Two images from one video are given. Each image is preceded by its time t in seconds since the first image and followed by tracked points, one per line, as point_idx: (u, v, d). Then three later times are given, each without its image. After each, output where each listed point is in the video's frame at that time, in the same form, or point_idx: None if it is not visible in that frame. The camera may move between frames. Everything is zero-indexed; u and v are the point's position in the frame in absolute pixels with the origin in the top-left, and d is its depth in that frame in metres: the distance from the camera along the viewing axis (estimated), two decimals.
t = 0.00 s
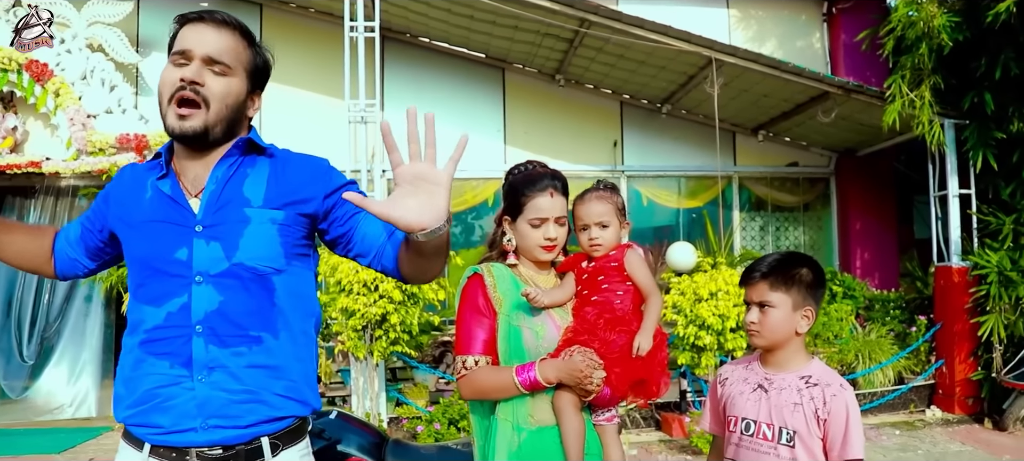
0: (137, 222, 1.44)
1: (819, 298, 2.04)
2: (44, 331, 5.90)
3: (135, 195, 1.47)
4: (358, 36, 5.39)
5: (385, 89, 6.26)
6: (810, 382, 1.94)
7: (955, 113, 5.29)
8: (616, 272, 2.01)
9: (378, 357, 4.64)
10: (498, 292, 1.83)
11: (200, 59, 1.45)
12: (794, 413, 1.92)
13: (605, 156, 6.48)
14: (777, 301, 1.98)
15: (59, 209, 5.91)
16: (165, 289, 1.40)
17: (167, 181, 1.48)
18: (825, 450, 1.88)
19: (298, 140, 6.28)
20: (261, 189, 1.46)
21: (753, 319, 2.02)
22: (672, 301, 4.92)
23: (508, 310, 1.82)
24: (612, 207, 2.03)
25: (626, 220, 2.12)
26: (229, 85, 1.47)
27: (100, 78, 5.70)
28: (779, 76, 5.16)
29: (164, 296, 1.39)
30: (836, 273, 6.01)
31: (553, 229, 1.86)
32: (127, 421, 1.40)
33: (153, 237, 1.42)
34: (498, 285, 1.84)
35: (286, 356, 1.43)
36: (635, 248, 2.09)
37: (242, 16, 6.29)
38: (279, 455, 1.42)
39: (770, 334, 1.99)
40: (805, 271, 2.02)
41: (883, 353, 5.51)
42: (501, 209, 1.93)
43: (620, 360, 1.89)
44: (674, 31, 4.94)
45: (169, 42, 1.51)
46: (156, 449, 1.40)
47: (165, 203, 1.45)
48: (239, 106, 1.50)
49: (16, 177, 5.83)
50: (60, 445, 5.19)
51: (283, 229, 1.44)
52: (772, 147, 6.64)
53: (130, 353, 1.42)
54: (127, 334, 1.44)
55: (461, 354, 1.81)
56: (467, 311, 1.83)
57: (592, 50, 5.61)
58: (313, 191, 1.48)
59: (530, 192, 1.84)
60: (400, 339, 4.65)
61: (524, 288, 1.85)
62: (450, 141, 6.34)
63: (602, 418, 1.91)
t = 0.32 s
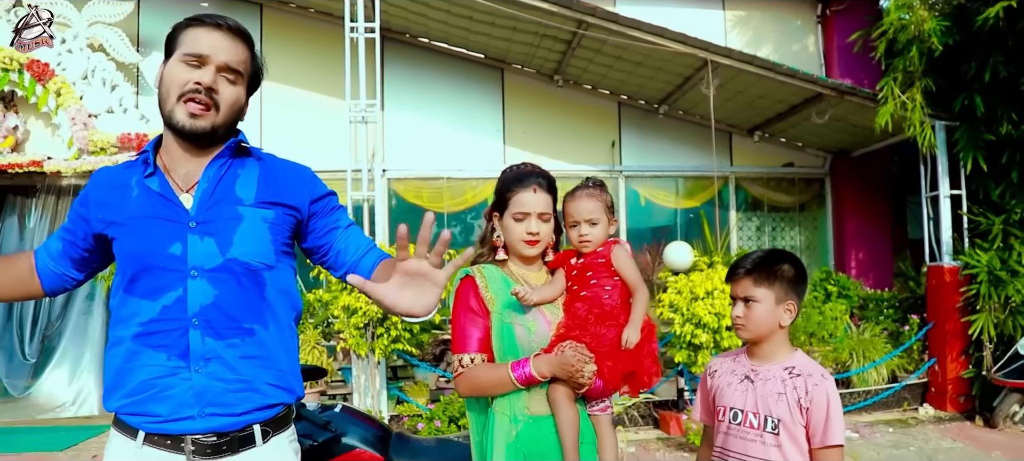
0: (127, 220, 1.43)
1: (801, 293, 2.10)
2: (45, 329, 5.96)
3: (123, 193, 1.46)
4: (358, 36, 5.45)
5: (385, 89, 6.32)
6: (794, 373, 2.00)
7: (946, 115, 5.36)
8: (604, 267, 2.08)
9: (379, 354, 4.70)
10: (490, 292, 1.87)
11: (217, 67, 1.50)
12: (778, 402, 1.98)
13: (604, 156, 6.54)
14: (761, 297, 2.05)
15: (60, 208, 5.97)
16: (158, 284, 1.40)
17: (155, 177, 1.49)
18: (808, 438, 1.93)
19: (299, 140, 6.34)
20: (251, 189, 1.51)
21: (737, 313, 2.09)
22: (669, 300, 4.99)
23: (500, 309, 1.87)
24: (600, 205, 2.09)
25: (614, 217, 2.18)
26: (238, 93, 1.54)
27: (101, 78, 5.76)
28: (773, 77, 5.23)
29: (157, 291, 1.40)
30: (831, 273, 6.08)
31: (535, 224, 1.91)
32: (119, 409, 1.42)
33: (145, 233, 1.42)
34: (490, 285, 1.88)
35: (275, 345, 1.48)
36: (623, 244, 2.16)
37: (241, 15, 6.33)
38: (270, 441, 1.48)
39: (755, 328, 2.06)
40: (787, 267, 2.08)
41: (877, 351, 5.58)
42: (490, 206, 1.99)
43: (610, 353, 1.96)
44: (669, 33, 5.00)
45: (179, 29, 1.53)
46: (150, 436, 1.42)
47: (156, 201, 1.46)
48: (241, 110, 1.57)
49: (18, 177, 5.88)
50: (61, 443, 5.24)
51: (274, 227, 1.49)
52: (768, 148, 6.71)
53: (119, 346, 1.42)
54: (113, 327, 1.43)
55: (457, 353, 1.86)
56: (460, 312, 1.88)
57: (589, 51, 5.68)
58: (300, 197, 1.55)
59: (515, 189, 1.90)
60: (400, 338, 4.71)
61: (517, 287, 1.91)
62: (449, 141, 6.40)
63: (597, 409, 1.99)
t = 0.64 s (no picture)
0: (145, 212, 1.46)
1: (783, 282, 2.18)
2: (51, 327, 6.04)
3: (138, 188, 1.49)
4: (362, 37, 5.54)
5: (387, 90, 6.40)
6: (777, 359, 2.08)
7: (939, 116, 5.45)
8: (596, 260, 2.10)
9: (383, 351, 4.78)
10: (489, 285, 1.97)
11: (245, 74, 1.57)
12: (762, 387, 2.06)
13: (603, 157, 6.62)
14: (746, 286, 2.12)
15: (65, 207, 6.02)
16: (180, 272, 1.45)
17: (168, 173, 1.53)
18: (792, 420, 2.01)
19: (301, 141, 6.41)
20: (263, 185, 1.58)
21: (724, 302, 2.16)
22: (665, 299, 5.06)
23: (499, 300, 1.96)
24: (590, 200, 2.12)
25: (606, 210, 2.19)
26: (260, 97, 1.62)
27: (107, 78, 5.83)
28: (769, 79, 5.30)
29: (179, 279, 1.45)
30: (827, 273, 6.15)
31: (519, 217, 1.99)
32: (138, 393, 1.46)
33: (167, 224, 1.46)
34: (488, 279, 1.98)
35: (283, 330, 1.55)
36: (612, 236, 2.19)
37: (244, 15, 6.39)
38: (278, 420, 1.54)
39: (740, 317, 2.13)
40: (770, 258, 2.16)
41: (872, 350, 5.66)
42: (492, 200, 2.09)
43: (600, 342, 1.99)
44: (667, 34, 5.08)
45: (200, 31, 1.56)
46: (168, 418, 1.45)
47: (171, 195, 1.49)
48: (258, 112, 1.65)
49: (24, 176, 5.96)
50: (67, 441, 5.32)
51: (285, 220, 1.56)
52: (765, 149, 6.78)
53: (138, 332, 1.45)
54: (129, 314, 1.46)
55: (461, 343, 1.97)
56: (463, 305, 1.98)
57: (589, 53, 5.75)
58: (303, 197, 1.63)
59: (505, 186, 2.01)
60: (404, 335, 4.79)
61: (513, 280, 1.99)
62: (450, 141, 6.48)
63: (593, 396, 2.06)
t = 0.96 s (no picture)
0: (185, 203, 1.55)
1: (773, 273, 2.27)
2: (59, 321, 6.12)
3: (176, 181, 1.57)
4: (367, 39, 5.62)
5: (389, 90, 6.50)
6: (766, 344, 2.18)
7: (934, 117, 5.54)
8: (596, 252, 2.17)
9: (386, 346, 4.87)
10: (493, 274, 2.09)
11: (280, 75, 1.70)
12: (752, 370, 2.15)
13: (602, 156, 6.72)
14: (737, 276, 2.20)
15: (73, 204, 6.11)
16: (218, 260, 1.55)
17: (203, 167, 1.62)
18: (781, 403, 2.11)
19: (305, 140, 6.50)
20: (287, 181, 1.70)
21: (716, 291, 2.25)
22: (662, 296, 5.16)
23: (501, 289, 2.09)
24: (592, 194, 2.21)
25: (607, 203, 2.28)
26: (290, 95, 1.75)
27: (116, 78, 5.92)
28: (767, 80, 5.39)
29: (218, 266, 1.55)
30: (823, 271, 6.25)
31: (524, 209, 2.10)
32: (172, 371, 1.54)
33: (207, 215, 1.56)
34: (493, 268, 2.10)
35: (304, 315, 1.68)
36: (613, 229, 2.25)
37: (250, 16, 6.50)
38: (296, 395, 1.65)
39: (732, 304, 2.23)
40: (760, 250, 2.25)
41: (867, 347, 5.75)
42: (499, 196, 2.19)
43: (593, 331, 2.06)
44: (666, 36, 5.17)
45: (233, 38, 1.67)
46: (200, 393, 1.54)
47: (209, 188, 1.59)
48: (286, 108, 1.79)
49: (33, 174, 6.06)
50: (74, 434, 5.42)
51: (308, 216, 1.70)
52: (762, 149, 6.88)
53: (175, 314, 1.54)
54: (165, 297, 1.55)
55: (468, 328, 2.11)
56: (470, 293, 2.12)
57: (589, 54, 5.84)
58: (320, 194, 1.76)
59: (512, 180, 2.12)
60: (406, 330, 4.89)
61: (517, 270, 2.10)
62: (453, 140, 6.57)
63: (587, 380, 2.12)
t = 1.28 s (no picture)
0: (243, 201, 1.69)
1: (763, 265, 2.38)
2: (69, 316, 6.23)
3: (233, 180, 1.70)
4: (373, 40, 5.73)
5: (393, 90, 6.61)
6: (756, 330, 2.29)
7: (930, 118, 5.65)
8: (592, 245, 2.26)
9: (391, 340, 4.98)
10: (495, 265, 2.22)
11: (319, 78, 1.82)
12: (742, 354, 2.27)
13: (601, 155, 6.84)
14: (729, 267, 2.32)
15: (83, 201, 6.26)
16: (273, 254, 1.70)
17: (255, 167, 1.76)
18: (769, 386, 2.22)
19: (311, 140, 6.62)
20: (326, 181, 1.88)
21: (709, 281, 2.36)
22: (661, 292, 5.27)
23: (502, 280, 2.22)
24: (587, 190, 2.28)
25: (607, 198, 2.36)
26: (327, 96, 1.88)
27: (127, 78, 6.03)
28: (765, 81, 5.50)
29: (273, 258, 1.70)
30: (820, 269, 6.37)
31: (528, 203, 2.22)
32: (227, 353, 1.66)
33: (265, 212, 1.70)
34: (495, 260, 2.22)
35: (338, 303, 1.86)
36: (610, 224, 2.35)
37: (258, 17, 6.62)
38: (332, 370, 1.83)
39: (724, 293, 2.34)
40: (752, 243, 2.36)
41: (862, 343, 5.86)
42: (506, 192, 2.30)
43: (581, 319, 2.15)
44: (667, 38, 5.28)
45: (275, 46, 1.79)
46: (252, 371, 1.67)
47: (262, 187, 1.73)
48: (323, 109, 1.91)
49: (45, 171, 6.20)
50: (85, 425, 5.55)
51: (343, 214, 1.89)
52: (761, 149, 6.99)
53: (231, 300, 1.68)
54: (220, 285, 1.68)
55: (473, 317, 2.26)
56: (475, 284, 2.26)
57: (591, 55, 5.95)
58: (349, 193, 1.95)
59: (518, 176, 2.23)
60: (411, 324, 5.00)
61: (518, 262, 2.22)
62: (457, 140, 6.69)
63: (582, 365, 2.23)
